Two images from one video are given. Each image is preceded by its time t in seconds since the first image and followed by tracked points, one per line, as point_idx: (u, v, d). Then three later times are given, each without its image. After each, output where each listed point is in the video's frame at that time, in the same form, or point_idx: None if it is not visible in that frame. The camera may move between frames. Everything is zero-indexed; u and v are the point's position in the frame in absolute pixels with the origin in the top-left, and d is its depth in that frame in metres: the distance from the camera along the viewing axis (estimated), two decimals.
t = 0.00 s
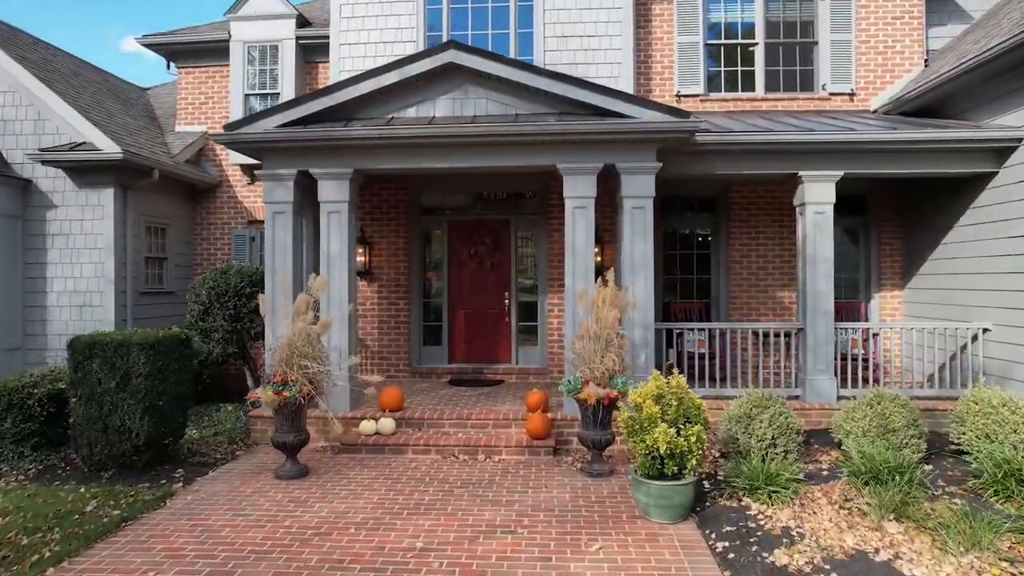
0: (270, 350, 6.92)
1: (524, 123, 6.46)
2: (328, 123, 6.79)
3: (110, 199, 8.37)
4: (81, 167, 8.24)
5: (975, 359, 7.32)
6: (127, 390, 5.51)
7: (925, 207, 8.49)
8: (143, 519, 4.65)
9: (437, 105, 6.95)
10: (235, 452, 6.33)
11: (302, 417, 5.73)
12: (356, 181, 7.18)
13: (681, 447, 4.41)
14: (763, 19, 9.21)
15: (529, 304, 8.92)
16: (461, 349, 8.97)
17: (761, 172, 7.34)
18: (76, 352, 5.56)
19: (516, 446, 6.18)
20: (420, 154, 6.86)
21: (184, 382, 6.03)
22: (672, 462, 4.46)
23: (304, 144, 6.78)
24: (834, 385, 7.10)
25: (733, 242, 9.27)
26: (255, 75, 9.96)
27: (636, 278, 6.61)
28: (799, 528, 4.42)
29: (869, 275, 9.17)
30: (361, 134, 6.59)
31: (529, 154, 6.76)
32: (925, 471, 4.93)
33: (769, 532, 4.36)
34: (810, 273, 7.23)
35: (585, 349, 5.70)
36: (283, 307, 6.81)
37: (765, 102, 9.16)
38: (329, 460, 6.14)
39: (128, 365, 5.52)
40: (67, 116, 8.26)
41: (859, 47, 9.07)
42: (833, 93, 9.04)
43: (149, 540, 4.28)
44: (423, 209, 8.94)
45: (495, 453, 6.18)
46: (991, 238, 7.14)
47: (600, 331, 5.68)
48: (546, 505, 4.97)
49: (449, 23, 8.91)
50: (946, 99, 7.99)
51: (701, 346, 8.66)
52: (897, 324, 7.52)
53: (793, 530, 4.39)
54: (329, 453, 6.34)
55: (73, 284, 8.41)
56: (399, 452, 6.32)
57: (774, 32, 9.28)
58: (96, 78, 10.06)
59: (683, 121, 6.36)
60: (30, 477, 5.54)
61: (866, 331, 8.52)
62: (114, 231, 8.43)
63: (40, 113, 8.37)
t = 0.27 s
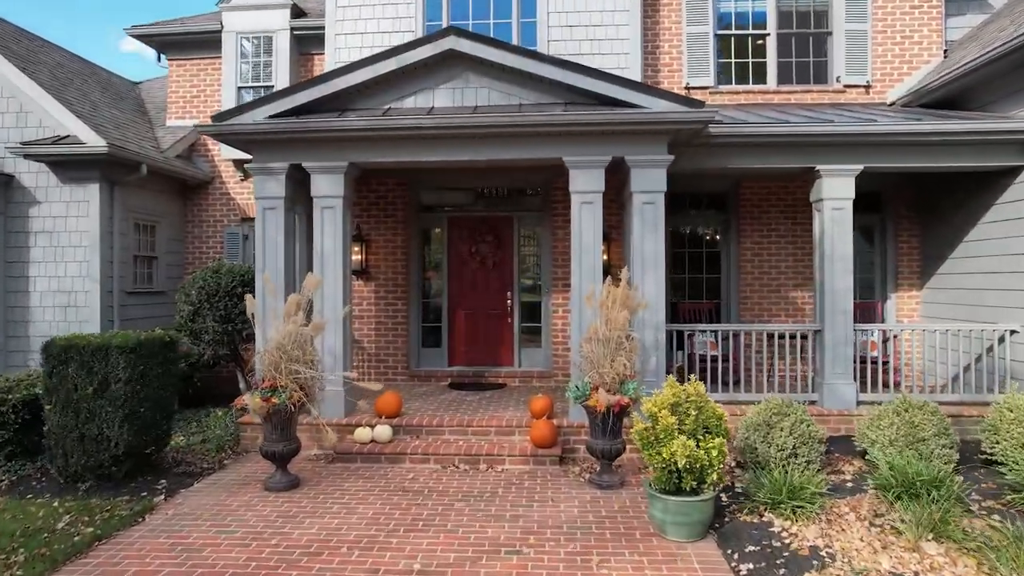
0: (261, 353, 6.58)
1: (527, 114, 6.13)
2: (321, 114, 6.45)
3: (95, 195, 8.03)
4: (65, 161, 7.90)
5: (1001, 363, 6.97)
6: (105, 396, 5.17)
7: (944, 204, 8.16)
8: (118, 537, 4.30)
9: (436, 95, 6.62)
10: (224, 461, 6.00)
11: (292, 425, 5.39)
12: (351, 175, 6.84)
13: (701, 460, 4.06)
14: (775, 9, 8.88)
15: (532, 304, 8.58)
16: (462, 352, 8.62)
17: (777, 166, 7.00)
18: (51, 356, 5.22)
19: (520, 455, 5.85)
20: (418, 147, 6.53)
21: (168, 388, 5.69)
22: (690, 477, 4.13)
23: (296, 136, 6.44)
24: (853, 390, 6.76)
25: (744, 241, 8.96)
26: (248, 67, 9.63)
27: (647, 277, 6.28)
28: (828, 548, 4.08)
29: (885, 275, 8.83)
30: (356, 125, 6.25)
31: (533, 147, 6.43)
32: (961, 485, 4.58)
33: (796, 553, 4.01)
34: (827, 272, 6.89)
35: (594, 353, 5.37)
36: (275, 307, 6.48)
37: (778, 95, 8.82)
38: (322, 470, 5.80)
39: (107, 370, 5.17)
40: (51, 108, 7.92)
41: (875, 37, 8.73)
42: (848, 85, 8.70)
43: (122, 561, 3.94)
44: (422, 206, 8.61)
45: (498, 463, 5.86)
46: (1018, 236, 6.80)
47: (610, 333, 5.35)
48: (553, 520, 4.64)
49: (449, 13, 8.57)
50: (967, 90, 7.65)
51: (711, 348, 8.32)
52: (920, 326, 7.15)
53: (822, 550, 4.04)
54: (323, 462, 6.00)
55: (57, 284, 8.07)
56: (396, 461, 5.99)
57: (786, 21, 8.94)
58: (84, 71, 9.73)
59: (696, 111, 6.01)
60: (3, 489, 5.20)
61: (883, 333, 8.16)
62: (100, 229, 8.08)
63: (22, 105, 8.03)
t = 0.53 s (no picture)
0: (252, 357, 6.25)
1: (532, 104, 5.80)
2: (314, 104, 6.12)
3: (80, 190, 7.69)
4: (48, 155, 7.57)
5: None
6: (82, 404, 4.84)
7: (965, 201, 7.83)
8: (92, 557, 3.97)
9: (435, 85, 6.29)
10: (211, 470, 5.67)
11: (283, 434, 5.06)
12: (347, 169, 6.52)
13: (724, 476, 3.73)
14: None
15: (535, 305, 8.26)
16: (462, 355, 8.30)
17: (794, 160, 6.66)
18: (25, 360, 4.89)
19: (525, 465, 5.53)
20: (417, 139, 6.21)
21: (151, 394, 5.35)
22: (712, 493, 3.80)
23: (289, 127, 6.11)
24: (873, 396, 6.43)
25: (755, 239, 8.63)
26: (241, 59, 9.30)
27: (658, 277, 5.95)
28: (863, 570, 3.75)
29: (902, 274, 8.51)
30: (352, 116, 5.93)
31: (538, 139, 6.11)
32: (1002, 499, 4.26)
33: None
34: (845, 271, 6.57)
35: (604, 357, 5.04)
36: (266, 308, 6.15)
37: (790, 88, 8.49)
38: (314, 481, 5.48)
39: (84, 375, 4.84)
40: (34, 100, 7.59)
41: (892, 28, 8.40)
42: (864, 77, 8.38)
43: None
44: (421, 203, 8.29)
45: (501, 473, 5.55)
46: None
47: (621, 336, 5.03)
48: (562, 538, 4.31)
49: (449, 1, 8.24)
50: (990, 81, 7.33)
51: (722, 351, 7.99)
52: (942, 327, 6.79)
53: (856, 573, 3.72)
54: (316, 472, 5.68)
55: (41, 283, 7.73)
56: (394, 471, 5.67)
57: (799, 11, 8.61)
58: (71, 63, 9.39)
59: (710, 100, 5.69)
60: None
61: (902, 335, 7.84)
62: (85, 226, 7.75)
63: (4, 97, 7.69)
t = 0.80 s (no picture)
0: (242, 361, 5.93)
1: (538, 93, 5.48)
2: (308, 94, 5.81)
3: (64, 186, 7.37)
4: (31, 149, 7.24)
5: None
6: (55, 412, 4.51)
7: (987, 198, 7.51)
8: None
9: (435, 75, 5.97)
10: (198, 481, 5.35)
11: (272, 444, 4.74)
12: (342, 164, 6.20)
13: (750, 494, 3.41)
14: None
15: (539, 306, 7.94)
16: (463, 358, 7.98)
17: (812, 154, 6.34)
18: None
19: (530, 476, 5.22)
20: (416, 132, 5.89)
21: (132, 401, 5.03)
22: (736, 512, 3.48)
23: (281, 118, 5.79)
24: (896, 401, 6.11)
25: (768, 237, 8.31)
26: (234, 51, 8.98)
27: (671, 277, 5.64)
28: None
29: (920, 275, 8.18)
30: (347, 105, 5.61)
31: (543, 131, 5.79)
32: None
33: None
34: (866, 271, 6.25)
35: (616, 362, 4.72)
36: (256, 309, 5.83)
37: (804, 80, 8.17)
38: (307, 494, 5.16)
39: (58, 382, 4.51)
40: (15, 91, 7.26)
41: (910, 18, 8.08)
42: (881, 69, 8.05)
43: None
44: (420, 201, 7.97)
45: (505, 485, 5.23)
46: None
47: (634, 340, 4.72)
48: (572, 558, 3.98)
49: None
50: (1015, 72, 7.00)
51: (734, 354, 7.67)
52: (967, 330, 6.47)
53: None
54: (309, 484, 5.35)
55: (23, 283, 7.41)
56: (392, 483, 5.36)
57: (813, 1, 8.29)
58: (58, 56, 9.06)
59: (726, 89, 5.37)
60: None
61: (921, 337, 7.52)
62: (70, 223, 7.42)
63: None
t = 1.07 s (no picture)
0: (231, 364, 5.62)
1: (543, 81, 5.16)
2: (300, 83, 5.49)
3: (46, 182, 7.05)
4: (10, 142, 6.92)
5: None
6: (24, 422, 4.19)
7: (1011, 194, 7.18)
8: None
9: (434, 63, 5.65)
10: (182, 493, 5.04)
11: (259, 454, 4.41)
12: (336, 157, 5.89)
13: (781, 517, 3.08)
14: None
15: (543, 307, 7.62)
16: (463, 361, 7.66)
17: (831, 147, 6.03)
18: None
19: (536, 489, 4.91)
20: (414, 122, 5.58)
21: (111, 409, 4.71)
22: (764, 535, 3.15)
23: (272, 108, 5.48)
24: (920, 408, 5.80)
25: (781, 235, 7.99)
26: (227, 43, 8.66)
27: (684, 276, 5.33)
28: None
29: (939, 274, 7.86)
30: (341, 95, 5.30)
31: (548, 122, 5.47)
32: None
33: None
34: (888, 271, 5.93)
35: (628, 368, 4.40)
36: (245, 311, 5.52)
37: (819, 72, 7.85)
38: (298, 508, 4.84)
39: (28, 389, 4.19)
40: None
41: (930, 7, 7.75)
42: (899, 60, 7.73)
43: None
44: (419, 197, 7.66)
45: (509, 498, 4.92)
46: None
47: (647, 344, 4.40)
48: None
49: None
50: None
51: (747, 357, 7.36)
52: (994, 332, 6.14)
53: None
54: (300, 496, 5.04)
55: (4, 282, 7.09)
56: (388, 495, 5.04)
57: None
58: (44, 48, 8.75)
59: (744, 77, 5.05)
60: None
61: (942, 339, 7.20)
62: (52, 220, 7.10)
63: None
